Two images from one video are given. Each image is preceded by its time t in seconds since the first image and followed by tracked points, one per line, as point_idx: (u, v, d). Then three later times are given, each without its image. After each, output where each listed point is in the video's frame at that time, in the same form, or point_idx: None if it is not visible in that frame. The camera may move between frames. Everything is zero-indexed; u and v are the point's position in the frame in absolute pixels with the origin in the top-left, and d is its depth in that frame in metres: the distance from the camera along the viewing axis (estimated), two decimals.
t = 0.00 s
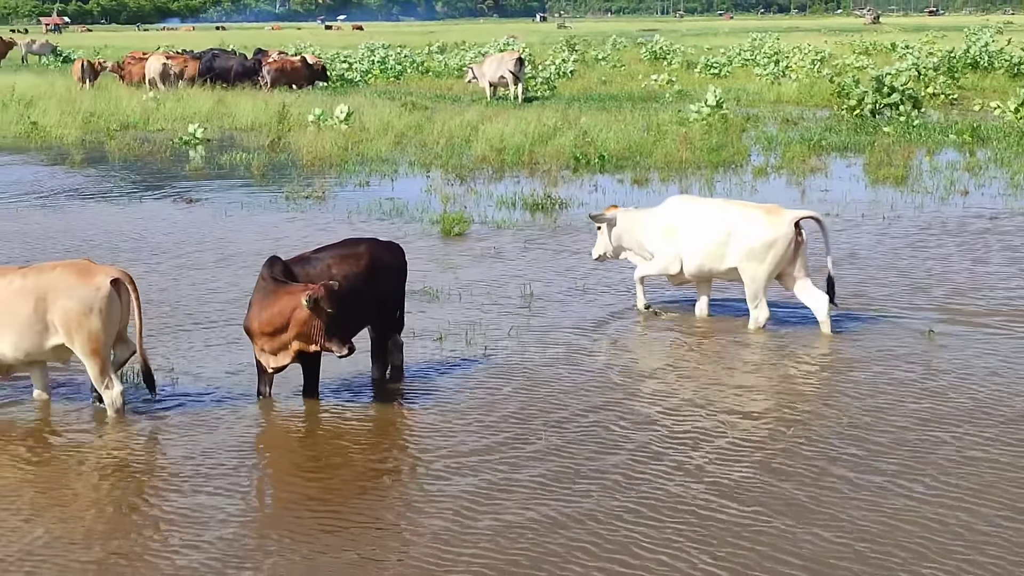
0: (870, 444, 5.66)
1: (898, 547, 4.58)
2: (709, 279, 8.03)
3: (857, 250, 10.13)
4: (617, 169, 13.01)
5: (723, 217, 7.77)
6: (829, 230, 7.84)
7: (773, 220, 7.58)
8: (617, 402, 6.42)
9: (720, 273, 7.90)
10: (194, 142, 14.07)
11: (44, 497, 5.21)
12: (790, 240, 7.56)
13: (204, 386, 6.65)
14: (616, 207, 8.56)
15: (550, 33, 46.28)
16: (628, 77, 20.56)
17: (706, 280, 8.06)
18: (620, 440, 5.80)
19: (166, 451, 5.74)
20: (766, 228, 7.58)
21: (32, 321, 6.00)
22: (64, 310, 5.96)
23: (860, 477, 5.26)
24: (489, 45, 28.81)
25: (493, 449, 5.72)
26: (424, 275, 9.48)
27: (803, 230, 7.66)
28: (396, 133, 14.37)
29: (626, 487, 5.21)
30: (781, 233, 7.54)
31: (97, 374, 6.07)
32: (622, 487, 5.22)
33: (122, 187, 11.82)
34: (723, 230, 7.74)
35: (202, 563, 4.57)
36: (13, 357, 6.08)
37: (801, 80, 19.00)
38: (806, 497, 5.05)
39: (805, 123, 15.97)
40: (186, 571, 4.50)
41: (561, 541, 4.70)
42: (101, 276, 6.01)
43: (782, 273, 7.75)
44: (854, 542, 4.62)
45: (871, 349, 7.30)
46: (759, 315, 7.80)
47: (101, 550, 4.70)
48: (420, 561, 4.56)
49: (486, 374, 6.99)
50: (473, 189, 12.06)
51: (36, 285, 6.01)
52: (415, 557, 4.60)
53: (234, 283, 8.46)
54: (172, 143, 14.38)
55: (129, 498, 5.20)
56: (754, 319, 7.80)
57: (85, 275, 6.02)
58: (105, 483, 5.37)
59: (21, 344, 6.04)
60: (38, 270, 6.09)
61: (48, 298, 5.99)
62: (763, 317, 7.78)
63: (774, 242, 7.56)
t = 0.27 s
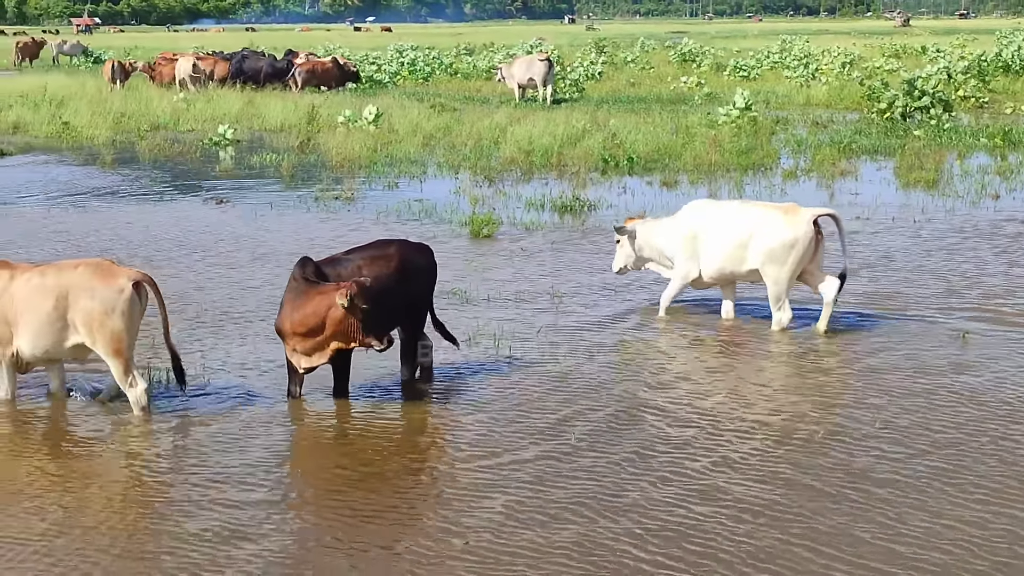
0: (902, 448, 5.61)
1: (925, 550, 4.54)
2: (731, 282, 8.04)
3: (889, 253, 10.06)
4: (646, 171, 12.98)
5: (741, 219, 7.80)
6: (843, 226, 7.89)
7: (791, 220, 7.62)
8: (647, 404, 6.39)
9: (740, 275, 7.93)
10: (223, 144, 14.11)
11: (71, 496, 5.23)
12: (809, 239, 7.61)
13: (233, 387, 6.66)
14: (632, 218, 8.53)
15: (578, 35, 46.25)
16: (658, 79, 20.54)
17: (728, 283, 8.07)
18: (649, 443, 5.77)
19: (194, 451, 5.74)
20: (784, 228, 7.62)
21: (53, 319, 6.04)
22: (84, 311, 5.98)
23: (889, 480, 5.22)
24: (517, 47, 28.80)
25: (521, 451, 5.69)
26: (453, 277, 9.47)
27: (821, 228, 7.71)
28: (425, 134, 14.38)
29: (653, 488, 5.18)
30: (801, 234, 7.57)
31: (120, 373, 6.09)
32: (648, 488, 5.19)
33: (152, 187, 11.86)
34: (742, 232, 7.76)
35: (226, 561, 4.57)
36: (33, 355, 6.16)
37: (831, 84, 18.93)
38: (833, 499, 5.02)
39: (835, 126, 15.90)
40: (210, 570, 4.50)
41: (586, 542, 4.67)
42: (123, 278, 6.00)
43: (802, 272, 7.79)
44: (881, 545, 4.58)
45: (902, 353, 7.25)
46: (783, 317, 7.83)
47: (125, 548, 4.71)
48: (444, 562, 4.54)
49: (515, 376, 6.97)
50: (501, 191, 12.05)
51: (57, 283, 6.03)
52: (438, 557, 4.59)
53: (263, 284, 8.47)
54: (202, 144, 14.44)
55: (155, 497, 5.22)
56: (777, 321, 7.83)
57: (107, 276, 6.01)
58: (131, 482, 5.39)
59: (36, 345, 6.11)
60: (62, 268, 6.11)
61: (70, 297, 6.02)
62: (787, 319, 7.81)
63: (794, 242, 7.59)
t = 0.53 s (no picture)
0: (930, 452, 5.59)
1: (950, 557, 4.51)
2: (750, 285, 8.03)
3: (917, 257, 10.01)
4: (672, 173, 12.95)
5: (758, 220, 7.81)
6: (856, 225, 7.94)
7: (809, 219, 7.65)
8: (672, 406, 6.38)
9: (759, 277, 7.92)
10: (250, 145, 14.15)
11: (95, 491, 5.25)
12: (828, 237, 7.63)
13: (259, 386, 6.67)
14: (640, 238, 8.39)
15: (603, 38, 46.23)
16: (684, 82, 20.51)
17: (748, 286, 8.06)
18: (675, 445, 5.76)
19: (220, 449, 5.75)
20: (803, 227, 7.64)
21: (75, 318, 6.10)
22: (108, 310, 6.05)
23: (912, 485, 5.19)
24: (543, 49, 28.79)
25: (547, 452, 5.69)
26: (479, 278, 9.47)
27: (838, 226, 7.74)
28: (451, 136, 14.39)
29: (677, 491, 5.16)
30: (819, 232, 7.60)
31: (141, 370, 6.10)
32: (671, 492, 5.17)
33: (179, 187, 11.90)
34: (760, 232, 7.77)
35: (248, 558, 4.57)
36: (55, 352, 6.22)
37: (858, 86, 18.86)
38: (857, 504, 5.00)
39: (862, 129, 15.85)
40: (231, 567, 4.50)
41: (606, 544, 4.66)
42: (147, 279, 6.06)
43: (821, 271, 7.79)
44: (905, 552, 4.56)
45: (930, 356, 7.21)
46: (806, 318, 7.79)
47: (149, 544, 4.72)
48: (465, 562, 4.54)
49: (541, 377, 6.96)
50: (528, 193, 12.05)
51: (81, 282, 6.09)
52: (461, 558, 4.58)
53: (289, 284, 8.48)
54: (229, 145, 14.48)
55: (180, 493, 5.23)
56: (801, 322, 7.78)
57: (131, 275, 6.07)
58: (153, 479, 5.39)
59: (57, 342, 6.17)
60: (86, 267, 6.16)
61: (94, 296, 6.08)
62: (812, 318, 7.76)
63: (813, 240, 7.61)
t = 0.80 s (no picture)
0: (952, 456, 5.56)
1: (971, 561, 4.49)
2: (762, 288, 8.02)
3: (941, 260, 9.96)
4: (696, 176, 12.93)
5: (769, 221, 7.81)
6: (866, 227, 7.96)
7: (821, 218, 7.66)
8: (694, 409, 6.37)
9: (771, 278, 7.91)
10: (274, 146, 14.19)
11: (115, 490, 5.27)
12: (840, 236, 7.64)
13: (282, 386, 6.69)
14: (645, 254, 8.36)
15: (627, 40, 46.18)
16: (708, 84, 20.47)
17: (760, 289, 8.05)
18: (697, 447, 5.75)
19: (242, 449, 5.77)
20: (815, 227, 7.65)
21: (94, 313, 6.15)
22: (125, 303, 6.10)
23: (934, 488, 5.17)
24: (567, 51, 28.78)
25: (567, 454, 5.68)
26: (501, 281, 9.47)
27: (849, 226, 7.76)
28: (474, 138, 14.40)
29: (698, 494, 5.16)
30: (832, 231, 7.61)
31: (154, 360, 6.10)
32: (691, 494, 5.17)
33: (203, 189, 11.94)
34: (772, 233, 7.77)
35: (268, 559, 4.58)
36: (75, 347, 6.28)
37: (883, 89, 18.80)
38: (879, 507, 4.98)
39: (886, 132, 15.80)
40: (250, 567, 4.51)
41: (627, 547, 4.65)
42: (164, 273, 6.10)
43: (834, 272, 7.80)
44: (926, 556, 4.54)
45: (953, 359, 7.17)
46: (824, 317, 7.77)
47: (169, 544, 4.74)
48: (483, 563, 4.54)
49: (563, 379, 6.96)
50: (550, 195, 12.05)
51: (99, 278, 6.14)
52: (479, 559, 4.58)
53: (311, 286, 8.49)
54: (252, 147, 14.52)
55: (202, 493, 5.25)
56: (819, 321, 7.76)
57: (149, 270, 6.11)
58: (174, 478, 5.42)
59: (77, 335, 6.22)
60: (105, 263, 6.21)
61: (111, 291, 6.13)
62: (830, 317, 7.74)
63: (826, 239, 7.62)
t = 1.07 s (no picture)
0: (973, 461, 5.53)
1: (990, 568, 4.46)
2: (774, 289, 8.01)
3: (963, 264, 9.92)
4: (716, 178, 12.91)
5: (777, 223, 7.79)
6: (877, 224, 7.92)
7: (829, 219, 7.64)
8: (714, 411, 6.35)
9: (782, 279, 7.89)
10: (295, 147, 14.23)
11: (131, 489, 5.27)
12: (849, 236, 7.62)
13: (304, 387, 6.70)
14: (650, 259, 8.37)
15: (648, 43, 46.13)
16: (729, 87, 20.44)
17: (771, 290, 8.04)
18: (717, 450, 5.73)
19: (261, 448, 5.78)
20: (823, 229, 7.63)
21: (103, 308, 6.19)
22: (132, 297, 6.13)
23: (955, 494, 5.14)
24: (588, 53, 28.77)
25: (587, 456, 5.67)
26: (521, 282, 9.46)
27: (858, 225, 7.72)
28: (495, 140, 14.40)
29: (717, 497, 5.14)
30: (840, 232, 7.59)
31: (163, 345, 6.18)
32: (708, 497, 5.14)
33: (225, 189, 11.97)
34: (780, 235, 7.75)
35: (283, 559, 4.57)
36: (86, 344, 6.28)
37: (905, 92, 18.74)
38: (898, 512, 4.95)
39: (908, 135, 15.74)
40: (268, 566, 4.52)
41: (643, 550, 4.63)
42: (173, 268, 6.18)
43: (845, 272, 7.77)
44: (945, 562, 4.51)
45: (975, 363, 7.13)
46: (839, 317, 7.75)
47: (187, 542, 4.74)
48: (499, 566, 4.52)
49: (583, 381, 6.95)
50: (571, 197, 12.04)
51: (111, 273, 6.20)
52: (497, 560, 4.58)
53: (332, 287, 8.50)
54: (274, 148, 14.56)
55: (221, 491, 5.26)
56: (835, 321, 7.74)
57: (159, 265, 6.19)
58: (193, 477, 5.43)
59: (89, 333, 6.24)
60: (117, 260, 6.28)
61: (120, 285, 6.18)
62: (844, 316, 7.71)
63: (834, 240, 7.60)
